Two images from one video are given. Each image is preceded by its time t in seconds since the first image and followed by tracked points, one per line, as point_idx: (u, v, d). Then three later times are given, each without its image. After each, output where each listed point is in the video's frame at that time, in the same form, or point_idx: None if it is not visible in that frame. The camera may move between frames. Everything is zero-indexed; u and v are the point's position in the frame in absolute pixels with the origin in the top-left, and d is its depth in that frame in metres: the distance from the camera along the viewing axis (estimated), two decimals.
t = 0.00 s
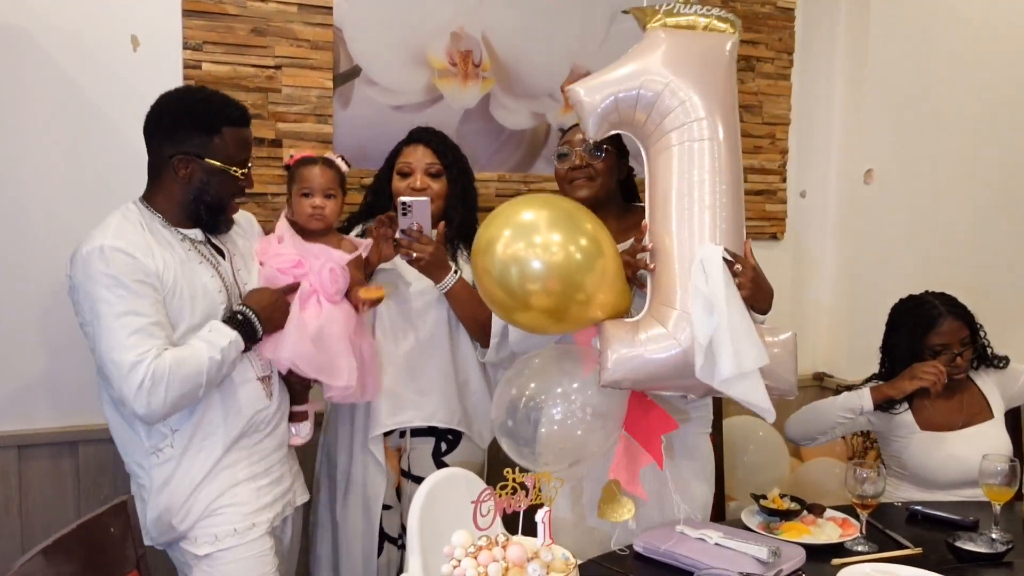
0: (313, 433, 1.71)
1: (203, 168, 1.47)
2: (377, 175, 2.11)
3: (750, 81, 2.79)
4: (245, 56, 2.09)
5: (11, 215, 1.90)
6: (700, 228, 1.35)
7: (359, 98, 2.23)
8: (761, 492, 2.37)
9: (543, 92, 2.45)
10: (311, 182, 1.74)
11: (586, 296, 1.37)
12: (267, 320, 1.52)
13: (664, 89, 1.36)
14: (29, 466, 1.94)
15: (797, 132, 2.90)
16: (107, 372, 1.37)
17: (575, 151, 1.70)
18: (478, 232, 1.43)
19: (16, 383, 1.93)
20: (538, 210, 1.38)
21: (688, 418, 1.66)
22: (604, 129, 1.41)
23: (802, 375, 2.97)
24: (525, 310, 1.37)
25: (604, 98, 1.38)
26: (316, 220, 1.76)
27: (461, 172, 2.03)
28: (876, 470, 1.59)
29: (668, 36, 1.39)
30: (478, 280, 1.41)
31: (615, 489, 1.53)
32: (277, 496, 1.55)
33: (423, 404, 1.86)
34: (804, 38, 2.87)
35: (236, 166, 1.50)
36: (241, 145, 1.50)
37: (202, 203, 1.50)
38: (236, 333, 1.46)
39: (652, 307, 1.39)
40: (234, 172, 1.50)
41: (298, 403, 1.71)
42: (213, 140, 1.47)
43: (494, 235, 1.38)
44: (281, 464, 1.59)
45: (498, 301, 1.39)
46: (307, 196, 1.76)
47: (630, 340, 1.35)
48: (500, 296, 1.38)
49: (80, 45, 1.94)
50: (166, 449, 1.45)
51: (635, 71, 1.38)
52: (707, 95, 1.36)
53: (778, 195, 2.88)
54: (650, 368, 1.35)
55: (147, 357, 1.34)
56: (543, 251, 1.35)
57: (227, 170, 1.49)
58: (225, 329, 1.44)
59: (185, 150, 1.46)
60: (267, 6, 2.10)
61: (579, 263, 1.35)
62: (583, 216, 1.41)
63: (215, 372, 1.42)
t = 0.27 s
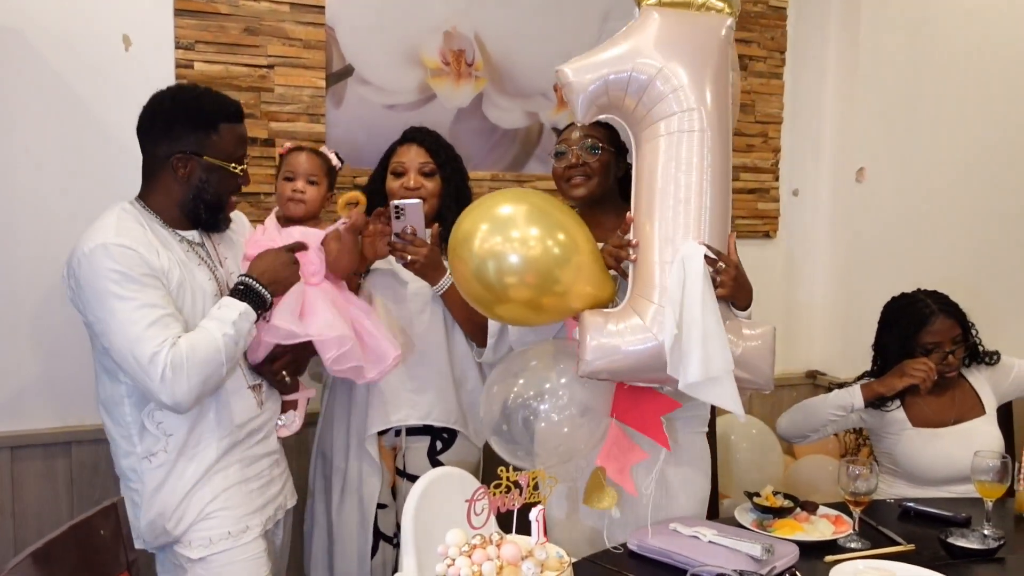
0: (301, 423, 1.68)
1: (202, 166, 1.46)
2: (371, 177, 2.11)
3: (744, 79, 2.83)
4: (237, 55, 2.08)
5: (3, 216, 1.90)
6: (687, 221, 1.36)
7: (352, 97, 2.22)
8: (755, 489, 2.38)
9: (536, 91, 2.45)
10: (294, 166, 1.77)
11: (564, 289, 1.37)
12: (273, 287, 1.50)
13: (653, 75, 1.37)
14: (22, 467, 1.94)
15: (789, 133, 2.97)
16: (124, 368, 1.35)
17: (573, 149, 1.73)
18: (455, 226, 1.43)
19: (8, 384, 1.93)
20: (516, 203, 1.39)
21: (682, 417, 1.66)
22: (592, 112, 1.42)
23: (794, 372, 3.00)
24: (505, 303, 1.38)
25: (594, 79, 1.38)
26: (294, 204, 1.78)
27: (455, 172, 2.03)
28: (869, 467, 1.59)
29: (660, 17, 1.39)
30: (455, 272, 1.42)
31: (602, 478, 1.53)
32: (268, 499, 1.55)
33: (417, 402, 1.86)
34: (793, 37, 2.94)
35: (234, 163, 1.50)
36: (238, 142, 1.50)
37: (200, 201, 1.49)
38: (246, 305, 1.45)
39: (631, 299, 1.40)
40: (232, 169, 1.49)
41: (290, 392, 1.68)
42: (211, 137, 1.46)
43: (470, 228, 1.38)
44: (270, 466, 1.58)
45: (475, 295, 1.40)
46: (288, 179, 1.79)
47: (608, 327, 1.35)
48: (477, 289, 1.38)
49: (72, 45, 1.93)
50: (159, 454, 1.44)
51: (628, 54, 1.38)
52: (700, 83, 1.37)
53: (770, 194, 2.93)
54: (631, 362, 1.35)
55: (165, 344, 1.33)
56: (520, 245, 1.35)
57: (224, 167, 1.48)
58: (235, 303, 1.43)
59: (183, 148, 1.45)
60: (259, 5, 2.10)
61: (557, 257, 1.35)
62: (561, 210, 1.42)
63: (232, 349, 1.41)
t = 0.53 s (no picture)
0: (303, 413, 1.69)
1: (192, 167, 1.46)
2: (371, 176, 2.11)
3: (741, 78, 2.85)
4: (235, 54, 2.08)
5: None
6: (678, 214, 1.37)
7: (350, 97, 2.22)
8: (754, 488, 2.38)
9: (533, 91, 2.45)
10: (294, 155, 1.74)
11: (548, 279, 1.38)
12: (275, 270, 1.52)
13: (653, 66, 1.37)
14: (20, 468, 1.93)
15: (788, 132, 2.98)
16: (139, 369, 1.35)
17: (574, 152, 1.73)
18: (439, 220, 1.43)
19: (7, 384, 1.92)
20: (501, 193, 1.39)
21: (681, 415, 1.67)
22: (588, 99, 1.42)
23: (791, 372, 3.00)
24: (492, 294, 1.38)
25: (595, 64, 1.38)
26: (292, 193, 1.76)
27: (455, 172, 2.02)
28: (867, 465, 1.60)
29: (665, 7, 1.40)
30: (441, 264, 1.42)
31: (585, 464, 1.48)
32: (268, 493, 1.55)
33: (416, 401, 1.86)
34: (791, 36, 2.95)
35: (223, 163, 1.50)
36: (227, 141, 1.50)
37: (191, 202, 1.49)
38: (252, 289, 1.46)
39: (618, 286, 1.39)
40: (221, 169, 1.49)
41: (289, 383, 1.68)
42: (201, 139, 1.46)
43: (455, 218, 1.38)
44: (271, 463, 1.58)
45: (462, 286, 1.40)
46: (287, 168, 1.77)
47: (591, 318, 1.35)
48: (462, 279, 1.39)
49: (69, 44, 1.93)
50: (162, 450, 1.44)
51: (629, 43, 1.38)
52: (699, 76, 1.37)
53: (767, 192, 2.93)
54: (611, 355, 1.35)
55: (178, 339, 1.34)
56: (505, 234, 1.35)
57: (214, 167, 1.48)
58: (242, 289, 1.44)
59: (173, 150, 1.44)
60: (256, 4, 2.09)
61: (541, 245, 1.36)
62: (547, 201, 1.42)
63: (245, 332, 1.42)
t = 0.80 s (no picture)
0: (305, 415, 1.71)
1: (192, 171, 1.45)
2: (372, 173, 2.10)
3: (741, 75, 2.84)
4: (234, 51, 2.07)
5: None
6: (689, 225, 1.36)
7: (349, 93, 2.22)
8: (754, 485, 2.38)
9: (533, 88, 2.45)
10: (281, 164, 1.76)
11: (539, 308, 1.38)
12: (277, 266, 1.49)
13: (674, 71, 1.36)
14: (18, 466, 1.93)
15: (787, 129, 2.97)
16: (153, 375, 1.35)
17: (582, 147, 1.74)
18: (433, 241, 1.43)
19: (4, 382, 1.91)
20: (497, 220, 1.39)
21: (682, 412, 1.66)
22: (607, 99, 1.41)
23: (791, 370, 3.00)
24: (485, 319, 1.38)
25: (614, 66, 1.37)
26: (282, 203, 1.77)
27: (455, 167, 2.03)
28: (868, 462, 1.59)
29: (692, 10, 1.40)
30: (432, 286, 1.41)
31: (580, 462, 1.48)
32: (271, 492, 1.55)
33: (417, 398, 1.86)
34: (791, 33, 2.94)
35: (223, 166, 1.49)
36: (226, 144, 1.49)
37: (191, 207, 1.49)
38: (256, 286, 1.44)
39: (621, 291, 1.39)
40: (221, 171, 1.49)
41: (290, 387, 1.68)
42: (200, 143, 1.45)
43: (449, 244, 1.38)
44: (274, 461, 1.58)
45: (453, 311, 1.40)
46: (277, 177, 1.77)
47: (590, 323, 1.35)
48: (454, 305, 1.39)
49: (67, 41, 1.92)
50: (167, 451, 1.43)
51: (654, 45, 1.37)
52: (721, 85, 1.36)
53: (767, 190, 2.91)
54: (608, 363, 1.35)
55: (189, 341, 1.34)
56: (499, 261, 1.35)
57: (214, 170, 1.48)
58: (246, 287, 1.42)
59: (174, 155, 1.43)
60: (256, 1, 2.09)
61: (534, 273, 1.36)
62: (540, 226, 1.42)
63: (255, 329, 1.42)
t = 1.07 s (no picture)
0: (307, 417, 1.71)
1: (196, 168, 1.45)
2: (370, 172, 2.09)
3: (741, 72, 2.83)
4: (232, 49, 2.07)
5: None
6: (686, 222, 1.35)
7: (348, 91, 2.21)
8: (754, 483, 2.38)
9: (532, 85, 2.44)
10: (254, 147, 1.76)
11: (547, 291, 1.38)
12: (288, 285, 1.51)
13: (674, 67, 1.35)
14: (17, 465, 1.92)
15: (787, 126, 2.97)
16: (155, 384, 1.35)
17: (574, 144, 1.74)
18: (439, 228, 1.44)
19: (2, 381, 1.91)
20: (501, 202, 1.40)
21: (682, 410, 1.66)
22: (605, 94, 1.40)
23: (791, 367, 2.99)
24: (490, 303, 1.39)
25: (611, 59, 1.36)
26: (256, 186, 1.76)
27: (454, 165, 2.02)
28: (869, 460, 1.59)
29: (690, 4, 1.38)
30: (439, 273, 1.42)
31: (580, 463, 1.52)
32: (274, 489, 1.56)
33: (416, 397, 1.86)
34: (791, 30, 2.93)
35: (225, 160, 1.48)
36: (226, 138, 1.48)
37: (195, 203, 1.48)
38: (273, 308, 1.46)
39: (625, 286, 1.38)
40: (223, 166, 1.48)
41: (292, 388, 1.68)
42: (202, 140, 1.44)
43: (455, 227, 1.39)
44: (276, 458, 1.58)
45: (460, 295, 1.40)
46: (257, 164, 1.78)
47: (592, 321, 1.35)
48: (460, 290, 1.39)
49: (64, 39, 1.91)
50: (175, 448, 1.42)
51: (655, 38, 1.36)
52: (722, 81, 1.35)
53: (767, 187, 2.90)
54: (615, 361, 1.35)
55: (195, 355, 1.33)
56: (504, 244, 1.36)
57: (216, 165, 1.47)
58: (262, 306, 1.44)
59: (177, 153, 1.42)
60: None
61: (539, 255, 1.36)
62: (546, 210, 1.43)
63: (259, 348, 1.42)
